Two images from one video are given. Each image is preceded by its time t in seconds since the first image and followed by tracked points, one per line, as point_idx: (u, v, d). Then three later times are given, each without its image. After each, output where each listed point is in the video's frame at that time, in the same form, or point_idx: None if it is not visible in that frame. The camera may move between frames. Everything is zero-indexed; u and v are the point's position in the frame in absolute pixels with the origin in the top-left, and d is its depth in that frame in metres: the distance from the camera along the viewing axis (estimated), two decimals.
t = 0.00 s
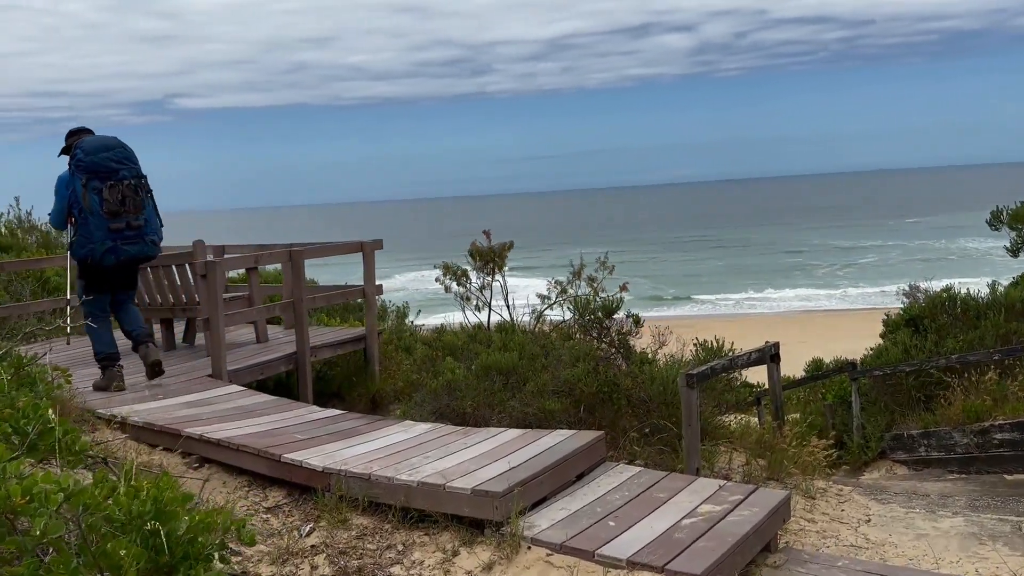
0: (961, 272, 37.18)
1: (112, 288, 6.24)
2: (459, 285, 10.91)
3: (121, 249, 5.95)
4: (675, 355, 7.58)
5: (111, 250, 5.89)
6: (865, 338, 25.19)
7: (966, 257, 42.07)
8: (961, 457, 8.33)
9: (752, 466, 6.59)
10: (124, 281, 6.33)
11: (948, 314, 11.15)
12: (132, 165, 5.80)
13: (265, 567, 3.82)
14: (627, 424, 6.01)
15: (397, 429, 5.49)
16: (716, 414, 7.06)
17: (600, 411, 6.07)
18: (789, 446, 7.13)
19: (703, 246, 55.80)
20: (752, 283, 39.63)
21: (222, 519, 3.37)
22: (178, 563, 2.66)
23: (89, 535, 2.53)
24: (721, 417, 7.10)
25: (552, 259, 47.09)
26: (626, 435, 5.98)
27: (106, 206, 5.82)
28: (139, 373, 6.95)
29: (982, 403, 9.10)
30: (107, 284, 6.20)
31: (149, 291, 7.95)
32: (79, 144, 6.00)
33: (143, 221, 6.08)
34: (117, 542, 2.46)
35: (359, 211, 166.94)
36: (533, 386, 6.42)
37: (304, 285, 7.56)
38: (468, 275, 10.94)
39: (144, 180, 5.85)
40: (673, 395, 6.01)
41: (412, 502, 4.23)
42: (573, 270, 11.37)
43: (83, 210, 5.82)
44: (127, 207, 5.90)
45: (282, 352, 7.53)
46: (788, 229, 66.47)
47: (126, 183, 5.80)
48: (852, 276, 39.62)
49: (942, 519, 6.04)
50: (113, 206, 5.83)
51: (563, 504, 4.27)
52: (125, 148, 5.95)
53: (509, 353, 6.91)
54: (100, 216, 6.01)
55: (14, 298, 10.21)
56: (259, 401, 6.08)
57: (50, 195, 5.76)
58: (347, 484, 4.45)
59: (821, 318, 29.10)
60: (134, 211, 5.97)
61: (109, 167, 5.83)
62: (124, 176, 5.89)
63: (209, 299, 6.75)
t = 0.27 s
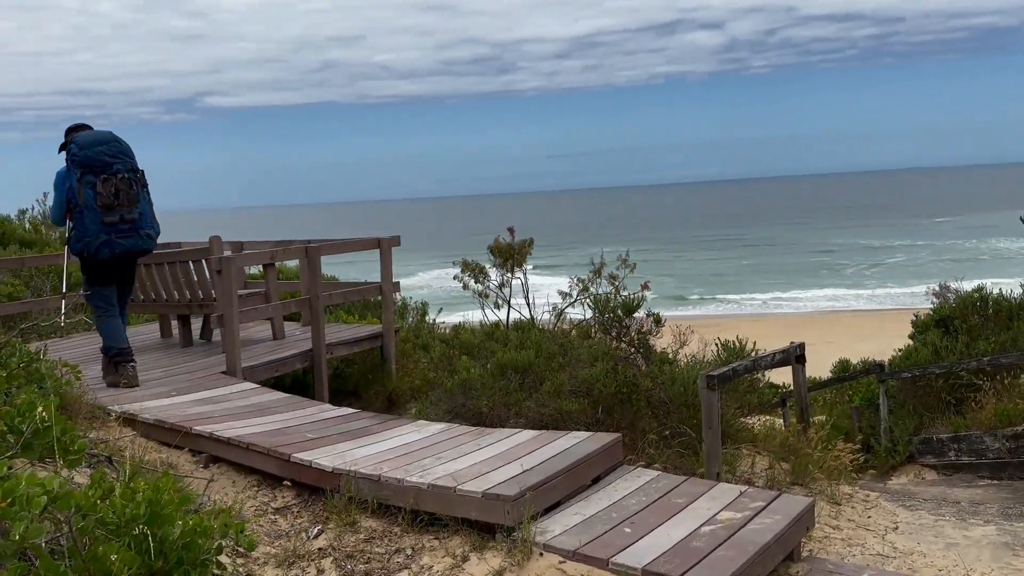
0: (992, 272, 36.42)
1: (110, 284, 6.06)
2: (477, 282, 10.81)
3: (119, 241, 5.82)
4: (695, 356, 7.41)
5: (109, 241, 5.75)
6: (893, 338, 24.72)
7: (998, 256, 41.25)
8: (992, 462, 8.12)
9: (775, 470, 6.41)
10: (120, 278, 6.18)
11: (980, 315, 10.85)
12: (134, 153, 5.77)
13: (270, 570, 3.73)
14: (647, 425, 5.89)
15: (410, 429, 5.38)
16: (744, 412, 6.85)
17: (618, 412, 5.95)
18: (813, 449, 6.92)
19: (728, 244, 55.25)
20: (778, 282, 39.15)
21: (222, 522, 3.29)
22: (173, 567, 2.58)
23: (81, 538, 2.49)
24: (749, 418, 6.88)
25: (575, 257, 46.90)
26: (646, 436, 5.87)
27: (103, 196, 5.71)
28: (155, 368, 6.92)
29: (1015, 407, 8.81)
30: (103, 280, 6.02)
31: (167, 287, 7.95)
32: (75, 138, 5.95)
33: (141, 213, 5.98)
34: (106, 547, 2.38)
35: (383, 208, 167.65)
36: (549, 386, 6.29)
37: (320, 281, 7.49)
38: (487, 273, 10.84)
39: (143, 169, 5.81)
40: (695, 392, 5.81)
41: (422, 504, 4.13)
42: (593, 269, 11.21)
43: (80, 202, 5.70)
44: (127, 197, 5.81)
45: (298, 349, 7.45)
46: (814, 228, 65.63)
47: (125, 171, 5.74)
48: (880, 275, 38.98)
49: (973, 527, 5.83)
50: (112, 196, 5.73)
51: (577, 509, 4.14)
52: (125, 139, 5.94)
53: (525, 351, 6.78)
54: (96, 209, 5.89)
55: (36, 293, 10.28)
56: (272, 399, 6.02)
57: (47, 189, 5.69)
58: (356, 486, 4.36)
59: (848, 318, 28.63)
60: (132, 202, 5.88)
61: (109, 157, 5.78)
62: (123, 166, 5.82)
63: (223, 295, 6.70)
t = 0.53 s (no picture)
0: None
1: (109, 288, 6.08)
2: (496, 282, 10.70)
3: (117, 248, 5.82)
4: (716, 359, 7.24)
5: (106, 248, 5.76)
6: (922, 340, 24.25)
7: None
8: None
9: (797, 478, 6.24)
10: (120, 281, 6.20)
11: (1012, 318, 10.50)
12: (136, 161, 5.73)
13: None
14: (665, 430, 5.76)
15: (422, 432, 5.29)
16: (766, 418, 6.67)
17: (636, 417, 5.81)
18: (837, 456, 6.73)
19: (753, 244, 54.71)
20: (803, 282, 38.64)
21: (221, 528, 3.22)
22: None
23: (70, 546, 2.43)
24: (772, 423, 6.70)
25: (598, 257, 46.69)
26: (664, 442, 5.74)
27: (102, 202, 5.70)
28: (169, 368, 6.91)
29: None
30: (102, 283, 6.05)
31: (182, 286, 7.92)
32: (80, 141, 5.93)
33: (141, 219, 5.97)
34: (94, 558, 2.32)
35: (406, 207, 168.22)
36: (565, 390, 6.17)
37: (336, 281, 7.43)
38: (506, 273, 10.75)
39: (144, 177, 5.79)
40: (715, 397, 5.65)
41: (430, 511, 4.03)
42: (613, 269, 11.06)
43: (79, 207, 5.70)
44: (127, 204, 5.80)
45: (313, 349, 7.39)
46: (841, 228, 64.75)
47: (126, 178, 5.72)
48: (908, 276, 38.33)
49: (1004, 540, 5.62)
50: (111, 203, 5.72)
51: (589, 518, 4.02)
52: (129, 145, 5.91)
53: (541, 354, 6.67)
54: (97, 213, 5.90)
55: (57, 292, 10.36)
56: (284, 399, 5.96)
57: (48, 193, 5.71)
58: (364, 491, 4.27)
59: (875, 319, 28.15)
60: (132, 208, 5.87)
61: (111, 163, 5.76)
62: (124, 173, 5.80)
63: (237, 294, 6.65)
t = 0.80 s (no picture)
0: None
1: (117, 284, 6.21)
2: (516, 283, 10.61)
3: (120, 246, 5.92)
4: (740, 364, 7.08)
5: (109, 245, 5.85)
6: (952, 343, 23.76)
7: None
8: None
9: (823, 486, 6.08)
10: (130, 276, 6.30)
11: None
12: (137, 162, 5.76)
13: None
14: (687, 437, 5.62)
15: (439, 437, 5.20)
16: (792, 425, 6.50)
17: (657, 424, 5.68)
18: (865, 465, 6.55)
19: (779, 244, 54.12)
20: (830, 283, 38.12)
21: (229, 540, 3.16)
22: None
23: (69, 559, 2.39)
24: (798, 431, 6.53)
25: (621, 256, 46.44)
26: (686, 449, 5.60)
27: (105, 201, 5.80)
28: (188, 369, 6.89)
29: None
30: (109, 279, 6.18)
31: (202, 287, 7.91)
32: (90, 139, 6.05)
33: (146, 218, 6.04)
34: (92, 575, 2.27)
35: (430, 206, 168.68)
36: (585, 395, 6.06)
37: (355, 282, 7.36)
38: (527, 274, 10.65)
39: (146, 177, 5.83)
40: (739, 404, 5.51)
41: (445, 520, 3.94)
42: (635, 270, 10.92)
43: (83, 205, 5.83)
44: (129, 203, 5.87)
45: (332, 350, 7.34)
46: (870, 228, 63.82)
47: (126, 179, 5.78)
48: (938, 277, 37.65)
49: None
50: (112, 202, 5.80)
51: (608, 530, 3.91)
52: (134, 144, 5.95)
53: (560, 359, 6.57)
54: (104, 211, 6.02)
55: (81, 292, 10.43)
56: (301, 401, 5.91)
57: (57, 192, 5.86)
58: (378, 498, 4.19)
59: (904, 321, 27.66)
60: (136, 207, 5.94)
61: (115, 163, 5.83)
62: (127, 172, 5.87)
63: (255, 295, 6.61)
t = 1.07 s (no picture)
0: None
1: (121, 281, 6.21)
2: (535, 283, 10.50)
3: (118, 243, 5.88)
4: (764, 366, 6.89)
5: (108, 241, 5.83)
6: (985, 344, 23.21)
7: None
8: None
9: (851, 493, 5.87)
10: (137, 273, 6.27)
11: None
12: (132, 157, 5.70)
13: None
14: (709, 441, 5.46)
15: (455, 438, 5.08)
16: (818, 430, 6.31)
17: (679, 428, 5.52)
18: (895, 471, 6.33)
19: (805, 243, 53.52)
20: (857, 282, 37.54)
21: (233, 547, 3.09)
22: None
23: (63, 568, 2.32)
24: (824, 435, 6.33)
25: (644, 255, 46.12)
26: (709, 454, 5.44)
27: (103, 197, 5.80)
28: (205, 367, 6.85)
29: None
30: (114, 277, 6.19)
31: (220, 284, 7.86)
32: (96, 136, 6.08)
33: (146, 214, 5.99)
34: None
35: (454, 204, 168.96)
36: (603, 397, 5.92)
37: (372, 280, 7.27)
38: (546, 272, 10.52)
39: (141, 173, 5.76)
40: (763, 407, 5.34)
41: (458, 526, 3.83)
42: (657, 268, 10.74)
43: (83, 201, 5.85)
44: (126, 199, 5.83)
45: (348, 349, 7.25)
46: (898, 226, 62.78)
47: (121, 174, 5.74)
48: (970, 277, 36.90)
49: None
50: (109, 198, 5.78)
51: (626, 539, 3.76)
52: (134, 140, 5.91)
53: (579, 360, 6.43)
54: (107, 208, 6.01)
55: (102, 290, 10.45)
56: (315, 401, 5.82)
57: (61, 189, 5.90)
58: (390, 502, 4.08)
59: (934, 321, 27.10)
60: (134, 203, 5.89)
61: (112, 159, 5.81)
62: (125, 168, 5.83)
63: (271, 293, 6.54)
